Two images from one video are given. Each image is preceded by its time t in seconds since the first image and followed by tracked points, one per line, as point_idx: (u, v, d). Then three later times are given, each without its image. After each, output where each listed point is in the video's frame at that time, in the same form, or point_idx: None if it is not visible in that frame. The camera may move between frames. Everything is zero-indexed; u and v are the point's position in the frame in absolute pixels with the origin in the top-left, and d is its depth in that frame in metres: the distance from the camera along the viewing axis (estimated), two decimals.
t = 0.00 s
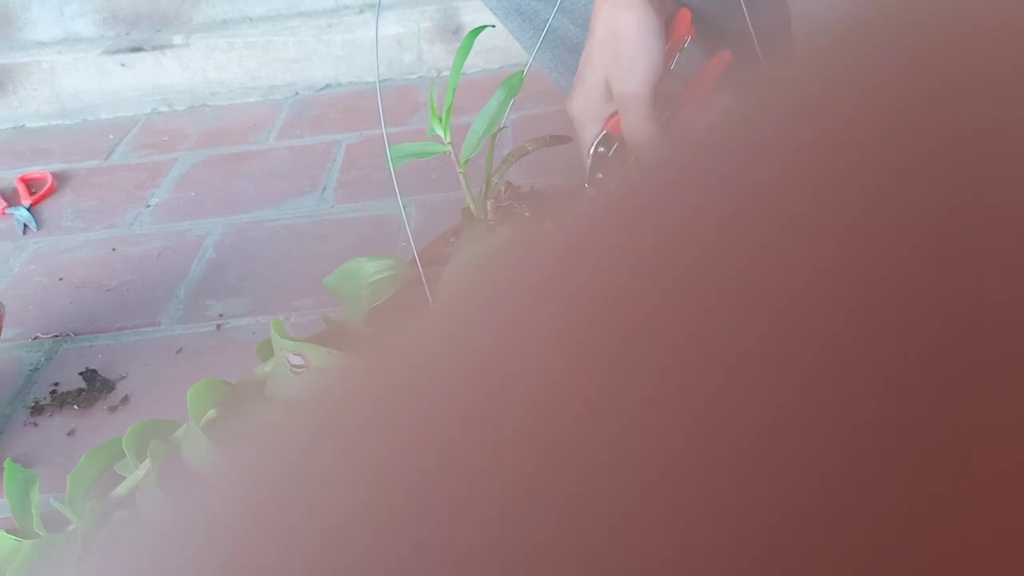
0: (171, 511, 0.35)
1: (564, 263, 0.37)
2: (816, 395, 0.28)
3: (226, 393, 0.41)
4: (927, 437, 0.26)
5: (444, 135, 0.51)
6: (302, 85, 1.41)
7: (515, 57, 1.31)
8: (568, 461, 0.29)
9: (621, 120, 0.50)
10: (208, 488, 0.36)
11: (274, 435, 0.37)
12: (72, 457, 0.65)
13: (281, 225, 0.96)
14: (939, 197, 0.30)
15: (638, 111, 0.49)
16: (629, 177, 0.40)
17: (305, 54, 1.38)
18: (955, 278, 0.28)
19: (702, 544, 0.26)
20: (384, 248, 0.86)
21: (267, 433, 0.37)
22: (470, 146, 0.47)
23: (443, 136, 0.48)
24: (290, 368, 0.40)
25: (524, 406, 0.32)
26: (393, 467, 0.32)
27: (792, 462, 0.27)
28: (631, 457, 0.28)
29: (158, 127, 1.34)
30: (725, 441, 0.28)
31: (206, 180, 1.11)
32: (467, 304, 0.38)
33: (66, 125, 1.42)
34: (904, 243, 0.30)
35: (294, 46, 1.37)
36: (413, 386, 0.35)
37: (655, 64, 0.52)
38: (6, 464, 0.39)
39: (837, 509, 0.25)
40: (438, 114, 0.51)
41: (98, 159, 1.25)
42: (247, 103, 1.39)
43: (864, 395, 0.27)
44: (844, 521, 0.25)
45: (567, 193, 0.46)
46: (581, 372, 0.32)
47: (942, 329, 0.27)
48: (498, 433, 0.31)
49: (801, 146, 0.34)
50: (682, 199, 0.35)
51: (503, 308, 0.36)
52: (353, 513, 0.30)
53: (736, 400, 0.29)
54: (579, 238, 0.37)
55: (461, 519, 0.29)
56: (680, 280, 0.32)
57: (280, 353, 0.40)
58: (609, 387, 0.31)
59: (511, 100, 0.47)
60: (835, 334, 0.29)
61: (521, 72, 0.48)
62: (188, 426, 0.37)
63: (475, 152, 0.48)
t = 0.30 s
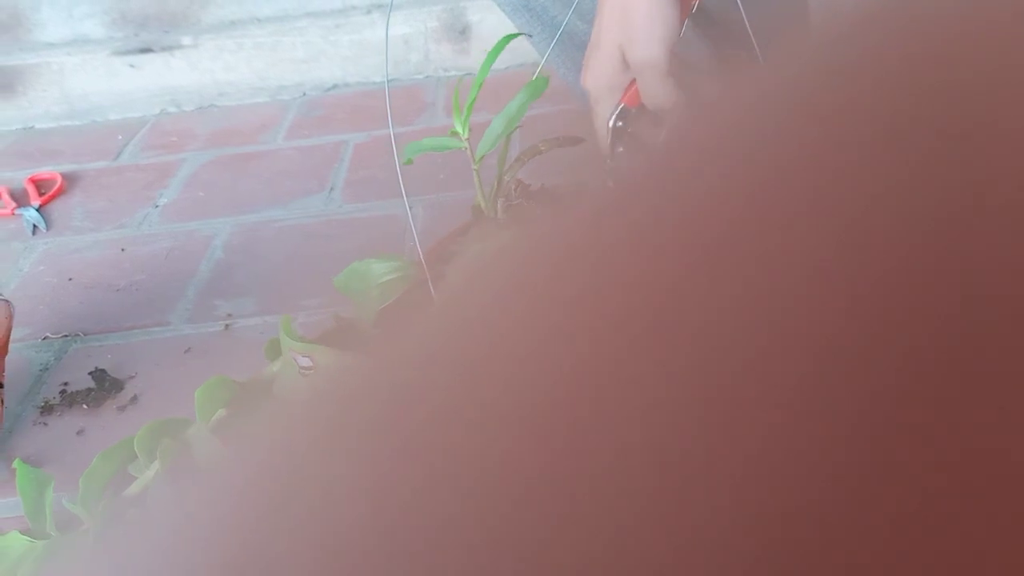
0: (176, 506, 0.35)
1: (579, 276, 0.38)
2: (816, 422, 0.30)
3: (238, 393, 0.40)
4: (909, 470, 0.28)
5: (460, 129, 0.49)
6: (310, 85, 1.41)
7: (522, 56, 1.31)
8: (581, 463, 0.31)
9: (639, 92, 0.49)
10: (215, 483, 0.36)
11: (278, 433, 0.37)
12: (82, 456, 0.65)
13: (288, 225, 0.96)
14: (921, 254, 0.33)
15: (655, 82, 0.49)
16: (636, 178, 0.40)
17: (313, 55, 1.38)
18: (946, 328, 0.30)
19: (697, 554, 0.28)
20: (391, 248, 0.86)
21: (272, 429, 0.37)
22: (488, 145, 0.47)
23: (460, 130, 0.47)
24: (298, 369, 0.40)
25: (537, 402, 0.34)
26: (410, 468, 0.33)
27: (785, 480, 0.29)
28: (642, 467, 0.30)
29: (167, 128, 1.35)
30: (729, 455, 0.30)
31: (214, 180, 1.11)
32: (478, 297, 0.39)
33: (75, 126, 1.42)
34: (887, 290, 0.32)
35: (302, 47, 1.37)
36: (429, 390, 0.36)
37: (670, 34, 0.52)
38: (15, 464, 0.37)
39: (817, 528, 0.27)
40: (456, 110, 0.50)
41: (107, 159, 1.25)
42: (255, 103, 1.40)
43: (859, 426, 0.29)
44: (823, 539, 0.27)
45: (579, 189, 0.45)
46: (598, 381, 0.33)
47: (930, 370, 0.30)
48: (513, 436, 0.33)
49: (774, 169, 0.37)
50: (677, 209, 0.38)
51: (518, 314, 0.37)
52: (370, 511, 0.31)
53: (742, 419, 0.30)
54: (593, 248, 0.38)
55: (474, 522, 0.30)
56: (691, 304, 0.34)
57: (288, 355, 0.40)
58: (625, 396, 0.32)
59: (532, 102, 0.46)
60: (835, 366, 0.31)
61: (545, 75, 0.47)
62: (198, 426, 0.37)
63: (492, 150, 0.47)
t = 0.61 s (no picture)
0: (178, 506, 0.35)
1: (582, 273, 0.37)
2: (816, 423, 0.30)
3: (240, 391, 0.40)
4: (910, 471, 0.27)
5: (454, 129, 0.50)
6: (312, 84, 1.41)
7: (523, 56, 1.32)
8: (580, 463, 0.31)
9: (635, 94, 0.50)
10: (216, 482, 0.35)
11: (278, 432, 0.37)
12: (84, 455, 0.65)
13: (290, 224, 0.96)
14: (928, 249, 0.32)
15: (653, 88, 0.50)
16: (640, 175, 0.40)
17: (315, 54, 1.38)
18: (950, 328, 0.30)
19: (696, 554, 0.28)
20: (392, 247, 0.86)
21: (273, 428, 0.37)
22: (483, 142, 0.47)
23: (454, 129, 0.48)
24: (301, 365, 0.40)
25: (539, 400, 0.33)
26: (410, 468, 0.33)
27: (785, 482, 0.28)
28: (641, 468, 0.30)
29: (169, 127, 1.35)
30: (729, 456, 0.30)
31: (216, 180, 1.11)
32: (479, 298, 0.39)
33: (78, 125, 1.43)
34: (889, 290, 0.32)
35: (304, 46, 1.38)
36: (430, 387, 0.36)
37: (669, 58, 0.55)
38: (18, 462, 0.38)
39: (813, 527, 0.27)
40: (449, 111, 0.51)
41: (109, 158, 1.25)
42: (258, 102, 1.40)
43: (859, 427, 0.29)
44: (819, 539, 0.27)
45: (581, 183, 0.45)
46: (600, 381, 0.33)
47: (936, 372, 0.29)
48: (515, 436, 0.33)
49: (788, 161, 0.36)
50: (681, 204, 0.37)
51: (520, 311, 0.37)
52: (370, 512, 0.31)
53: (741, 423, 0.30)
54: (591, 247, 0.38)
55: (473, 519, 0.30)
56: (694, 305, 0.34)
57: (293, 352, 0.40)
58: (625, 396, 0.32)
59: (522, 94, 0.48)
60: (837, 366, 0.31)
61: (533, 68, 0.49)
62: (203, 423, 0.38)
63: (487, 147, 0.47)
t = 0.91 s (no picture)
0: (181, 505, 0.34)
1: (590, 267, 0.37)
2: (818, 423, 0.30)
3: (242, 390, 0.40)
4: (909, 471, 0.28)
5: (463, 126, 0.49)
6: (316, 83, 1.40)
7: (526, 55, 1.32)
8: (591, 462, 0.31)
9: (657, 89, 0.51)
10: (217, 481, 0.35)
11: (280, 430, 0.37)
12: (89, 453, 0.65)
13: (294, 223, 0.96)
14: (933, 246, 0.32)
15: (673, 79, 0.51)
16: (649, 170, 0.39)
17: (319, 52, 1.38)
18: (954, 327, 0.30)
19: (702, 553, 0.28)
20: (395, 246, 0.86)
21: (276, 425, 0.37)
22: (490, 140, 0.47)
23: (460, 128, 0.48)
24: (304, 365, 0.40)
25: (546, 397, 0.33)
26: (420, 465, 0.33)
27: (785, 481, 0.29)
28: (656, 465, 0.30)
29: (173, 126, 1.35)
30: (733, 454, 0.30)
31: (220, 178, 1.11)
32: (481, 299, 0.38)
33: (82, 124, 1.43)
34: (894, 287, 0.32)
35: (307, 44, 1.38)
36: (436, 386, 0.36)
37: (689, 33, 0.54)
38: (23, 461, 0.38)
39: (813, 528, 0.28)
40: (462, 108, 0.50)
41: (113, 157, 1.26)
42: (261, 101, 1.40)
43: (860, 428, 0.29)
44: (818, 540, 0.27)
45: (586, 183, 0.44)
46: (611, 379, 0.33)
47: (937, 372, 0.29)
48: (526, 433, 0.33)
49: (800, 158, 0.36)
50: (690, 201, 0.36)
51: (530, 310, 0.37)
52: (384, 509, 0.31)
53: (745, 422, 0.31)
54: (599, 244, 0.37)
55: (486, 516, 0.30)
56: (705, 299, 0.34)
57: (294, 352, 0.40)
58: (637, 387, 0.32)
59: (532, 98, 0.46)
60: (840, 366, 0.31)
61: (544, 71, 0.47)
62: (205, 421, 0.37)
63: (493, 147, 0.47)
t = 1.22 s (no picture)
0: (180, 507, 0.34)
1: (595, 272, 0.37)
2: (831, 426, 0.30)
3: (237, 393, 0.38)
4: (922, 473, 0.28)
5: (462, 129, 0.49)
6: (315, 87, 1.41)
7: (526, 61, 1.32)
8: (596, 467, 0.31)
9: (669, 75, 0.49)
10: (225, 483, 0.35)
11: (285, 432, 0.36)
12: (86, 457, 0.65)
13: (293, 227, 0.96)
14: (943, 253, 0.33)
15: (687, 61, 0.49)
16: (660, 173, 0.40)
17: (318, 57, 1.38)
18: (964, 333, 0.31)
19: (711, 557, 0.28)
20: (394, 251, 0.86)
21: (277, 427, 0.36)
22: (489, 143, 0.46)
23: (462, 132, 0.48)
24: (297, 365, 0.38)
25: (549, 402, 0.33)
26: (424, 468, 0.33)
27: (800, 483, 0.29)
28: (660, 470, 0.30)
29: (172, 129, 1.35)
30: (748, 455, 0.30)
31: (219, 182, 1.11)
32: (485, 302, 0.38)
33: (80, 127, 1.43)
34: (903, 292, 0.32)
35: (307, 49, 1.38)
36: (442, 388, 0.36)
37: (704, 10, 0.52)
38: (16, 464, 0.37)
39: (828, 530, 0.28)
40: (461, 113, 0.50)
41: (112, 160, 1.26)
42: (260, 105, 1.40)
43: (873, 430, 0.30)
44: (834, 542, 0.27)
45: (582, 186, 0.44)
46: (617, 383, 0.33)
47: (950, 375, 0.30)
48: (532, 438, 0.32)
49: (806, 163, 0.37)
50: (696, 203, 0.37)
51: (536, 313, 0.37)
52: (391, 511, 0.31)
53: (759, 423, 0.31)
54: (606, 248, 0.37)
55: (490, 521, 0.30)
56: (713, 302, 0.34)
57: (286, 352, 0.38)
58: (641, 389, 0.32)
59: (531, 102, 0.46)
60: (853, 369, 0.31)
61: (543, 76, 0.47)
62: (198, 425, 0.36)
63: (493, 150, 0.46)
